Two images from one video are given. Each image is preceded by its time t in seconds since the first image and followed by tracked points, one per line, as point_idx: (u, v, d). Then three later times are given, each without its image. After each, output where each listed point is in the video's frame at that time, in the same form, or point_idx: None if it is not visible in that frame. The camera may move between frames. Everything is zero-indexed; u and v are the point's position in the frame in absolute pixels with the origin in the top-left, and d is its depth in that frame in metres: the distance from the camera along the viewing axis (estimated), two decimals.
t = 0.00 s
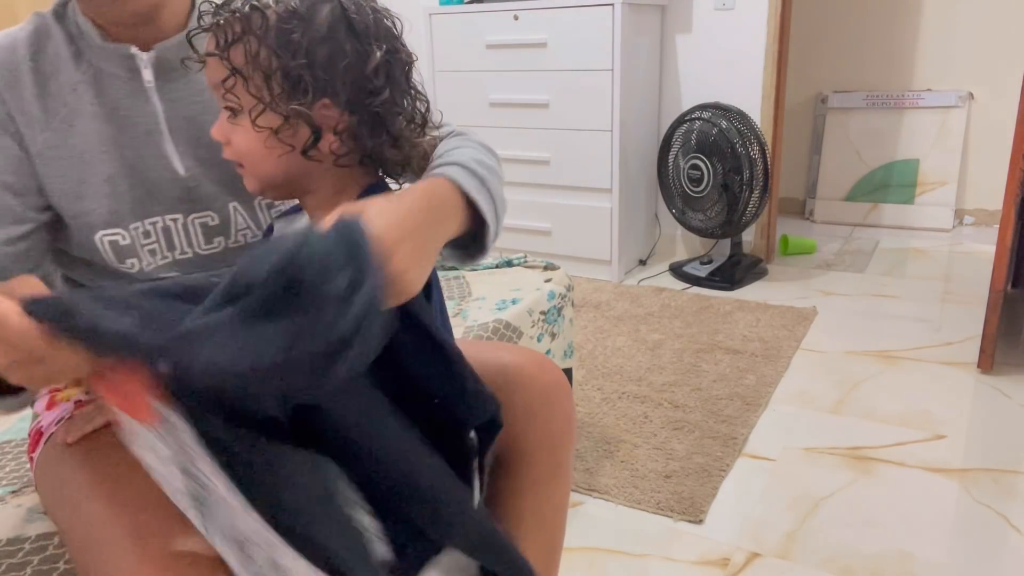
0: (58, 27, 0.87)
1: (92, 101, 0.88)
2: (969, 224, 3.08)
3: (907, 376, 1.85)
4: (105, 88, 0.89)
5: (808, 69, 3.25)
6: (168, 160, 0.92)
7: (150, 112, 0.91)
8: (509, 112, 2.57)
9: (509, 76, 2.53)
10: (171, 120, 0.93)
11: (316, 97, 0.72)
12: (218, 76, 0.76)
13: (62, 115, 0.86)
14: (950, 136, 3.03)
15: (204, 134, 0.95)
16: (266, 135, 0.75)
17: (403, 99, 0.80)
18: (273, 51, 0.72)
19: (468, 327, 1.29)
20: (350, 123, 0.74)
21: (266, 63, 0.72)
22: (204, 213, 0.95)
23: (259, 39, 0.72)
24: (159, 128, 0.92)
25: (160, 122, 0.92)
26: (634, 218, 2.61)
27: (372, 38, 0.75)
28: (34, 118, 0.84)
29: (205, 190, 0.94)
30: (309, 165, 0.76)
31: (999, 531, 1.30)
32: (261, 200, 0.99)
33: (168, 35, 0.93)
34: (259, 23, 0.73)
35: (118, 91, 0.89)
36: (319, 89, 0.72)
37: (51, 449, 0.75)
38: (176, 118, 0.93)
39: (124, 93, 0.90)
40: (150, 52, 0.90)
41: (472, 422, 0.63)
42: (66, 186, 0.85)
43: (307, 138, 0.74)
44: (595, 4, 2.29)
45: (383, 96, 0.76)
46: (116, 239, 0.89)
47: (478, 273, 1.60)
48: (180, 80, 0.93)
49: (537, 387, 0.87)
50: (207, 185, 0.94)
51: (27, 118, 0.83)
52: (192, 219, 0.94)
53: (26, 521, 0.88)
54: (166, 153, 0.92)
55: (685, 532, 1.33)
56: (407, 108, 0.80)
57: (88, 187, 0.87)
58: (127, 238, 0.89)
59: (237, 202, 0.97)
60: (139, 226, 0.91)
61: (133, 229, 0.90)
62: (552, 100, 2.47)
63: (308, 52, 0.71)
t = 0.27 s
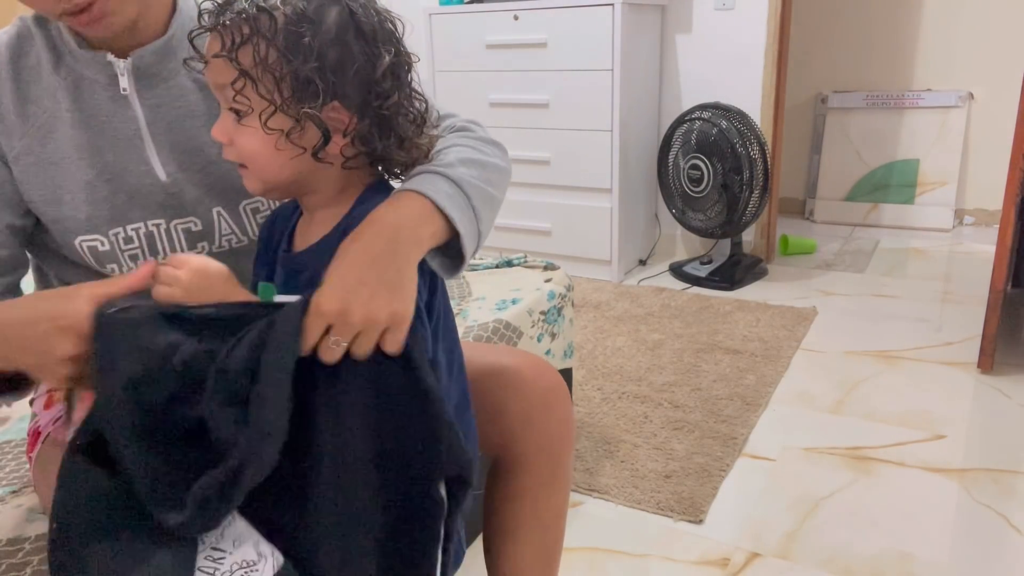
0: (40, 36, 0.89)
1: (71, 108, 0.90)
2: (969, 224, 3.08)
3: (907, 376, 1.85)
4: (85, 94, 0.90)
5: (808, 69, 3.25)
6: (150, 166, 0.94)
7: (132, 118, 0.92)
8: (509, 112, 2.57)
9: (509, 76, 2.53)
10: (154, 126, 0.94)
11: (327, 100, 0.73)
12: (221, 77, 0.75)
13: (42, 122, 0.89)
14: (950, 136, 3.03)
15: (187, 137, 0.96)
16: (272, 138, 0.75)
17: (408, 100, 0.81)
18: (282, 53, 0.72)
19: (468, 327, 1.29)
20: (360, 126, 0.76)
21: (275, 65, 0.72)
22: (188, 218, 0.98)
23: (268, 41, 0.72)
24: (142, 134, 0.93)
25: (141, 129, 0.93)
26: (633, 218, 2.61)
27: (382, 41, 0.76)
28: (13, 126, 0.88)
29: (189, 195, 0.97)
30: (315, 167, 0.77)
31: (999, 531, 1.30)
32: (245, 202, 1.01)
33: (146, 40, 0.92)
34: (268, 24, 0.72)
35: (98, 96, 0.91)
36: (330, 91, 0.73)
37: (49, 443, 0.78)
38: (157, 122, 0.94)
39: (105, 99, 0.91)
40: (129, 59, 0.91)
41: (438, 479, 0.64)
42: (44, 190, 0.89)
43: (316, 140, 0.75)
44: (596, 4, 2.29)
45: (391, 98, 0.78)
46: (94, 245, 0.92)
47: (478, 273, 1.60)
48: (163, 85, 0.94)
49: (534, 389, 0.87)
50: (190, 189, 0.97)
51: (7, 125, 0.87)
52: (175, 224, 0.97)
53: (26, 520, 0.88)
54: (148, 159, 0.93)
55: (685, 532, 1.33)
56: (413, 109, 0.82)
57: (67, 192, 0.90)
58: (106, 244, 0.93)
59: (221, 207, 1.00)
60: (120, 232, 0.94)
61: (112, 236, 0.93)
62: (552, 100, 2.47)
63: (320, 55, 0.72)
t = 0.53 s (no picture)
0: (41, 35, 0.89)
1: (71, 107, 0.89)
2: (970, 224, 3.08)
3: (907, 376, 1.85)
4: (85, 93, 0.90)
5: (808, 69, 3.25)
6: (150, 165, 0.94)
7: (131, 117, 0.92)
8: (509, 112, 2.57)
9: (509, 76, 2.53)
10: (153, 125, 0.94)
11: (325, 101, 0.74)
12: (217, 79, 0.75)
13: (43, 122, 0.88)
14: (950, 135, 3.03)
15: (185, 136, 0.96)
16: (271, 138, 0.75)
17: (405, 97, 0.82)
18: (279, 54, 0.72)
19: (468, 327, 1.29)
20: (359, 124, 0.77)
21: (272, 65, 0.72)
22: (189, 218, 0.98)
23: (265, 42, 0.72)
24: (141, 133, 0.93)
25: (141, 128, 0.93)
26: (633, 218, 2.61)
27: (377, 39, 0.77)
28: (14, 126, 0.87)
29: (189, 194, 0.97)
30: (316, 167, 0.77)
31: (999, 531, 1.30)
32: (244, 201, 1.02)
33: (146, 41, 0.93)
34: (264, 25, 0.72)
35: (98, 97, 0.91)
36: (328, 91, 0.74)
37: (51, 443, 0.79)
38: (157, 121, 0.95)
39: (105, 99, 0.91)
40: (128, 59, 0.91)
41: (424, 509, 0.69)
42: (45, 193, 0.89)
43: (315, 140, 0.75)
44: (596, 4, 2.29)
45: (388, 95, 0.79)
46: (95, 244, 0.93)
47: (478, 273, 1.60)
48: (162, 84, 0.94)
49: (534, 388, 0.87)
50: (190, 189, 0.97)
51: (8, 126, 0.87)
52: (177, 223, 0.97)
53: (26, 521, 0.88)
54: (149, 158, 0.94)
55: (685, 532, 1.33)
56: (410, 105, 0.83)
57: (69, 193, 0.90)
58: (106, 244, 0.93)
59: (220, 206, 1.00)
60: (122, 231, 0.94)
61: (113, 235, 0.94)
62: (552, 100, 2.47)
63: (317, 55, 0.73)
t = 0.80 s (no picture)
0: (43, 26, 0.89)
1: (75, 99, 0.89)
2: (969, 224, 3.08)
3: (907, 376, 1.85)
4: (88, 87, 0.90)
5: (807, 69, 3.25)
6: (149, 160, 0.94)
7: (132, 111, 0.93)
8: (509, 112, 2.57)
9: (509, 76, 2.53)
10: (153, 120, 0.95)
11: (331, 99, 0.74)
12: (222, 80, 0.74)
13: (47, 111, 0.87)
14: (949, 136, 3.03)
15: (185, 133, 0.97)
16: (277, 137, 0.73)
17: (409, 96, 0.82)
18: (286, 52, 0.72)
19: (468, 327, 1.29)
20: (365, 122, 0.76)
21: (279, 64, 0.72)
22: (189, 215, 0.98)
23: (271, 40, 0.71)
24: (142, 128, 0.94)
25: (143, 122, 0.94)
26: (633, 218, 2.61)
27: (383, 38, 0.77)
28: (18, 112, 0.85)
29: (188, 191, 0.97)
30: (322, 167, 0.76)
31: (999, 531, 1.30)
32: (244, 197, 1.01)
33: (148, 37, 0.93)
34: (270, 25, 0.72)
35: (100, 90, 0.91)
36: (334, 89, 0.74)
37: (51, 442, 0.78)
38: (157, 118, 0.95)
39: (107, 93, 0.91)
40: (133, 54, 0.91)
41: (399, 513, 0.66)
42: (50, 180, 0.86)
43: (322, 138, 0.74)
44: (596, 5, 2.29)
45: (393, 93, 0.79)
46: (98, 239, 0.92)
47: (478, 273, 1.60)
48: (163, 80, 0.95)
49: (533, 387, 0.87)
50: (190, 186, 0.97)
51: (10, 112, 0.85)
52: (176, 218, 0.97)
53: (26, 521, 0.88)
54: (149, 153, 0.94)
55: (685, 532, 1.33)
56: (412, 102, 0.83)
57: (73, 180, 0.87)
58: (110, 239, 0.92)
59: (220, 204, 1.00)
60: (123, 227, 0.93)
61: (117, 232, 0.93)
62: (552, 100, 2.47)
63: (324, 54, 0.73)
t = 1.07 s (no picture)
0: (42, 25, 0.88)
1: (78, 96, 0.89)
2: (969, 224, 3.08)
3: (907, 376, 1.85)
4: (89, 83, 0.90)
5: (808, 69, 3.25)
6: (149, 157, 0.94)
7: (133, 108, 0.93)
8: (509, 112, 2.57)
9: (509, 76, 2.53)
10: (154, 117, 0.95)
11: (342, 93, 0.75)
12: (240, 82, 0.77)
13: (50, 107, 0.86)
14: (949, 136, 3.03)
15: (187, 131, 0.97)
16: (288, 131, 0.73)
17: (414, 95, 0.85)
18: (298, 48, 0.74)
19: (468, 327, 1.29)
20: (375, 117, 0.78)
21: (292, 60, 0.74)
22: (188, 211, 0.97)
23: (284, 38, 0.74)
24: (143, 125, 0.93)
25: (144, 119, 0.93)
26: (633, 218, 2.61)
27: (389, 35, 0.80)
28: (23, 109, 0.84)
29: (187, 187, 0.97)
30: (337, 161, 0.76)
31: (999, 531, 1.30)
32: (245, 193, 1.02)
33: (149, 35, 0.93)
34: (283, 23, 0.75)
35: (101, 86, 0.90)
36: (345, 84, 0.75)
37: (53, 442, 0.79)
38: (158, 114, 0.95)
39: (108, 90, 0.91)
40: (135, 51, 0.92)
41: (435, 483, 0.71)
42: (53, 175, 0.86)
43: (333, 130, 0.74)
44: (596, 5, 2.29)
45: (401, 90, 0.82)
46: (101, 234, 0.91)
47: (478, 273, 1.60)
48: (163, 76, 0.95)
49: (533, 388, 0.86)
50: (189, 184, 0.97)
51: (15, 110, 0.84)
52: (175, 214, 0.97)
53: (26, 521, 0.88)
54: (151, 149, 0.94)
55: (685, 532, 1.33)
56: (417, 100, 0.86)
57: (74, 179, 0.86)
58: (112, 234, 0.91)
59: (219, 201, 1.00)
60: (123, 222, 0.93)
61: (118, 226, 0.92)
62: (552, 100, 2.47)
63: (335, 49, 0.75)
